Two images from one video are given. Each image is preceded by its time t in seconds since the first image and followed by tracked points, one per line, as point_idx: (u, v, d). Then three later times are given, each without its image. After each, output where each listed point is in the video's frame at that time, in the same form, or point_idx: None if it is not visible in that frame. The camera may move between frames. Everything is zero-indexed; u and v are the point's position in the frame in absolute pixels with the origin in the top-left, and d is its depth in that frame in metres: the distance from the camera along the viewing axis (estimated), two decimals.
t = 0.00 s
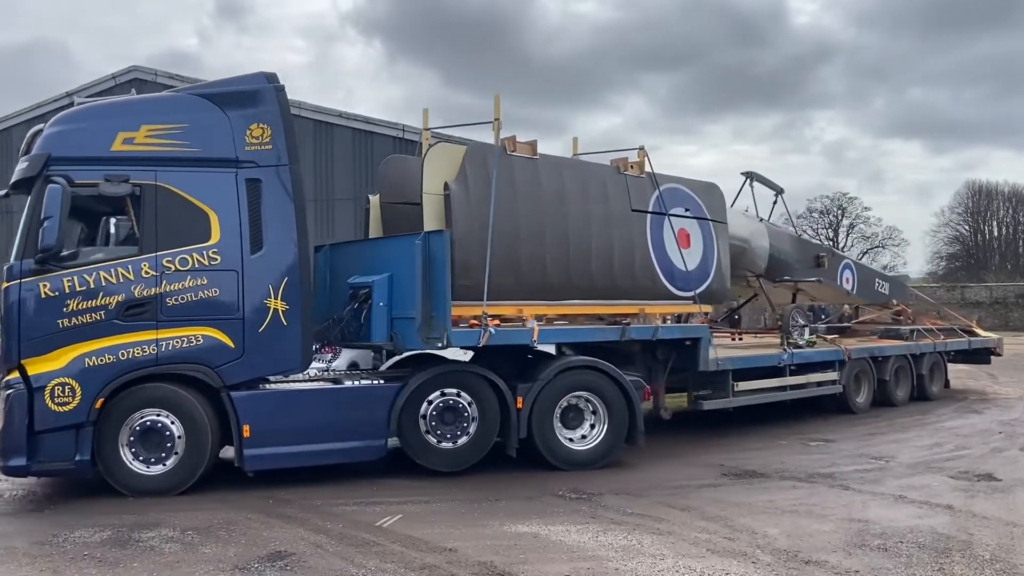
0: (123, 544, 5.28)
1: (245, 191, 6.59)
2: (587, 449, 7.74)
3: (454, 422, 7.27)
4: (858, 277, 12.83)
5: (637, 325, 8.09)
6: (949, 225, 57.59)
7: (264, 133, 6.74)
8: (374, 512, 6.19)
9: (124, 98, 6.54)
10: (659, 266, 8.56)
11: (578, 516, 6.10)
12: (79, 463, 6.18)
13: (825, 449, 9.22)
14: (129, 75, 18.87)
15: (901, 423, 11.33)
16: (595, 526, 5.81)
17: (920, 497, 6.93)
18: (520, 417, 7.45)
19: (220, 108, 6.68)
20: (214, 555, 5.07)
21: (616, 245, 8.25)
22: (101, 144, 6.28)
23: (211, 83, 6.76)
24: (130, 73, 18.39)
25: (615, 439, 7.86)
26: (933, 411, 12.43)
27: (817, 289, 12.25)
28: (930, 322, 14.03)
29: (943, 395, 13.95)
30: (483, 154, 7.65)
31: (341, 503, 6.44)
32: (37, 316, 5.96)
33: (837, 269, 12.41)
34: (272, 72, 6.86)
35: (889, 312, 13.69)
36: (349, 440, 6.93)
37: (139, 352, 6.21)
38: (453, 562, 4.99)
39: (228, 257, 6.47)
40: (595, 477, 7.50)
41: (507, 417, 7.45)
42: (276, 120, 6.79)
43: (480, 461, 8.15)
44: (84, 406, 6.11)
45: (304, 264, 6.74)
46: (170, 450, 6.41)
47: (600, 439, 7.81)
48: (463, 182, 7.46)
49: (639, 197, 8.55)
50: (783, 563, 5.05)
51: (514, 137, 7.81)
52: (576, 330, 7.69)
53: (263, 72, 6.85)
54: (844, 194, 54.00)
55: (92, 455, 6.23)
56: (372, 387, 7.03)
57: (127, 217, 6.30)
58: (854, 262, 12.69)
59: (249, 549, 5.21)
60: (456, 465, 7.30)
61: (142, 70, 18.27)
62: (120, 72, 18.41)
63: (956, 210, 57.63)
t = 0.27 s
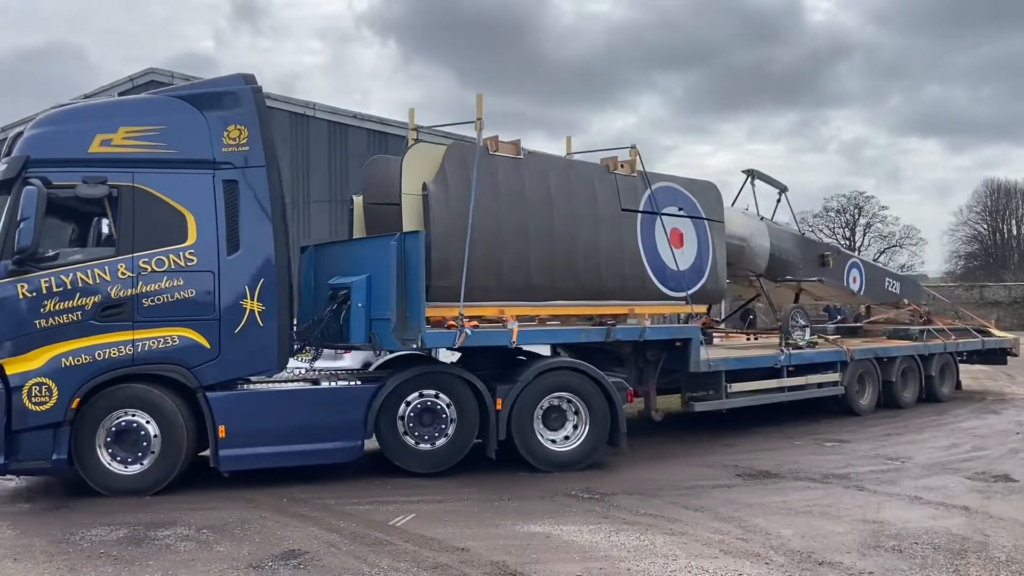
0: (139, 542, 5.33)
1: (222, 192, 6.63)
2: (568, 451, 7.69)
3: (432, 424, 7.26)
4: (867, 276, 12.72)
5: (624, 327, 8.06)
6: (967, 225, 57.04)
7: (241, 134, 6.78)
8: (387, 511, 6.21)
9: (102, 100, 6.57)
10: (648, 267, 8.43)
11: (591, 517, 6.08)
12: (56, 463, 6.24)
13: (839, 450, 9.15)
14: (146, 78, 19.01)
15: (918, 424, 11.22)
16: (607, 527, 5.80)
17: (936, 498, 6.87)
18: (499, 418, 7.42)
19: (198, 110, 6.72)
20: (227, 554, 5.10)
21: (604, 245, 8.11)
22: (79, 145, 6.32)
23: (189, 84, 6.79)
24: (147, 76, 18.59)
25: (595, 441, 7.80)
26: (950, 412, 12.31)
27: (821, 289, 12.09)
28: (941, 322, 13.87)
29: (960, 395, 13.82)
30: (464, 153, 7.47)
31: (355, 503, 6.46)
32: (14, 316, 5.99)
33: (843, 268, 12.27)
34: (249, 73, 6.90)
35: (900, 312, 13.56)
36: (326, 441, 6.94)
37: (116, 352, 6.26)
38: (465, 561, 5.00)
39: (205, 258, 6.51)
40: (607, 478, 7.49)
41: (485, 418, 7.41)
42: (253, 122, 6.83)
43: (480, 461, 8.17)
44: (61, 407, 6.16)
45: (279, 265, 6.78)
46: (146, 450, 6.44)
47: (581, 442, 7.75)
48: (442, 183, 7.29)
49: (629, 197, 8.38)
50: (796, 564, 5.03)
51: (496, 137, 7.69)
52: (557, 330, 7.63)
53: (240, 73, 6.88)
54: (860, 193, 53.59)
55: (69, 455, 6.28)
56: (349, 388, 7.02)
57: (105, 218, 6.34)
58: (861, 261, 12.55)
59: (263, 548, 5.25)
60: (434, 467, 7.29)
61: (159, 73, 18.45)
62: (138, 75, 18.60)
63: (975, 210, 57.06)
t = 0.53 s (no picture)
0: (153, 540, 5.38)
1: (197, 194, 6.65)
2: (547, 452, 7.59)
3: (408, 424, 7.22)
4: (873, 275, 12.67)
5: (608, 328, 8.00)
6: (986, 223, 56.46)
7: (216, 136, 6.79)
8: (399, 510, 6.23)
9: (79, 103, 6.62)
10: (636, 267, 8.32)
11: (603, 517, 6.07)
12: (32, 462, 6.33)
13: (854, 450, 9.08)
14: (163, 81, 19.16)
15: (934, 424, 11.11)
16: (619, 527, 5.79)
17: (951, 499, 6.80)
18: (476, 419, 7.36)
19: (174, 112, 6.75)
20: (240, 552, 5.13)
21: (589, 245, 8.02)
22: (55, 149, 6.39)
23: (165, 86, 6.82)
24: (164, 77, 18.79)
25: (575, 443, 7.68)
26: (967, 413, 12.19)
27: (822, 288, 12.01)
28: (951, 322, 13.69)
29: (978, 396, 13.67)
30: (441, 153, 7.43)
31: (367, 502, 6.49)
32: None
33: (847, 267, 12.21)
34: (225, 75, 6.91)
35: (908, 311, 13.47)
36: (301, 442, 6.94)
37: (90, 354, 6.29)
38: (476, 561, 5.00)
39: (179, 260, 6.53)
40: (619, 478, 7.47)
41: (462, 419, 7.36)
42: (229, 124, 6.84)
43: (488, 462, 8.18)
44: (36, 407, 6.25)
45: (253, 267, 6.78)
46: (120, 451, 6.47)
47: (562, 443, 7.65)
48: (418, 183, 7.24)
49: (615, 196, 8.28)
50: (809, 565, 4.99)
51: (474, 137, 7.66)
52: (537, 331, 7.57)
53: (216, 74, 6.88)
54: (877, 192, 53.18)
55: (45, 455, 6.36)
56: (324, 390, 7.00)
57: (81, 220, 6.38)
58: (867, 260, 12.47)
59: (275, 546, 5.27)
60: (410, 468, 7.26)
61: (175, 74, 18.65)
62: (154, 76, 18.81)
63: (994, 208, 56.47)
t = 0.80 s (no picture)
0: (166, 539, 5.41)
1: (171, 196, 6.70)
2: (526, 455, 7.50)
3: (384, 426, 7.17)
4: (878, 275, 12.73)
5: (590, 329, 7.86)
6: (1004, 222, 55.92)
7: (189, 138, 6.83)
8: (411, 510, 6.24)
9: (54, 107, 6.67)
10: (623, 266, 8.28)
11: (614, 517, 6.05)
12: (8, 463, 6.38)
13: (868, 451, 9.01)
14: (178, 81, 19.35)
15: (951, 425, 11.00)
16: (631, 527, 5.77)
17: (967, 500, 6.74)
18: (453, 421, 7.29)
19: (148, 114, 6.79)
20: (252, 551, 5.16)
21: (572, 245, 7.98)
22: (31, 152, 6.41)
23: (139, 90, 6.87)
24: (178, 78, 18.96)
25: (553, 445, 7.59)
26: (984, 414, 12.07)
27: (823, 288, 12.02)
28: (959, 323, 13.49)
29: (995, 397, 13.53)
30: (417, 154, 7.49)
31: (380, 502, 6.51)
32: None
33: (851, 267, 12.26)
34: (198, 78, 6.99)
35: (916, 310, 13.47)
36: (275, 443, 6.93)
37: (66, 356, 6.36)
38: (487, 561, 5.01)
39: (153, 262, 6.58)
40: (631, 479, 7.44)
41: (438, 420, 7.30)
42: (201, 126, 6.89)
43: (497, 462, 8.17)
44: (12, 408, 6.30)
45: (225, 268, 6.85)
46: (96, 452, 6.50)
47: (541, 445, 7.55)
48: (393, 183, 7.30)
49: (601, 195, 8.24)
50: (822, 567, 4.96)
51: (454, 137, 7.68)
52: (518, 331, 7.49)
53: (189, 78, 6.97)
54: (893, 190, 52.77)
55: (21, 455, 6.41)
56: (297, 391, 6.96)
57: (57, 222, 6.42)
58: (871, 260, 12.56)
59: (288, 546, 5.29)
60: (386, 470, 7.22)
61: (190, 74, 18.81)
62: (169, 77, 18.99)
63: (1011, 207, 55.92)
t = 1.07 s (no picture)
0: (179, 539, 5.44)
1: (147, 196, 6.74)
2: (502, 457, 7.44)
3: (359, 427, 7.15)
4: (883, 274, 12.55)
5: (571, 329, 7.87)
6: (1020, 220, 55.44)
7: (166, 139, 6.86)
8: (422, 510, 6.24)
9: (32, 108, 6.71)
10: (610, 267, 8.18)
11: (626, 518, 6.03)
12: None
13: (883, 452, 8.95)
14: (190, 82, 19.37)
15: (965, 426, 10.90)
16: (643, 528, 5.75)
17: (982, 502, 6.67)
18: (428, 423, 7.26)
19: (125, 115, 6.81)
20: (265, 551, 5.18)
21: (555, 245, 7.89)
22: (9, 154, 6.49)
23: (116, 91, 6.91)
24: (189, 79, 19.06)
25: (530, 448, 7.51)
26: (1000, 414, 11.97)
27: (822, 289, 11.92)
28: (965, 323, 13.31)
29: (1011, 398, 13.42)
30: (397, 154, 7.44)
31: (391, 502, 6.52)
32: None
33: (853, 267, 12.07)
34: (175, 79, 7.00)
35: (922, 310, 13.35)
36: (250, 444, 6.95)
37: (43, 355, 6.44)
38: (499, 561, 5.00)
39: (130, 262, 6.63)
40: (642, 479, 7.42)
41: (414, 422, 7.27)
42: (177, 126, 6.91)
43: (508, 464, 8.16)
44: None
45: (200, 267, 6.87)
46: (72, 452, 6.54)
47: (517, 448, 7.49)
48: (371, 184, 7.27)
49: (588, 194, 8.16)
50: (836, 569, 4.92)
51: (434, 138, 7.66)
52: (496, 334, 7.50)
53: (167, 78, 6.99)
54: (907, 189, 52.37)
55: None
56: (272, 392, 6.97)
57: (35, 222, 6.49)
58: (876, 260, 12.34)
59: (300, 546, 5.31)
60: (362, 471, 7.20)
61: (201, 77, 18.82)
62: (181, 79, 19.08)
63: None
